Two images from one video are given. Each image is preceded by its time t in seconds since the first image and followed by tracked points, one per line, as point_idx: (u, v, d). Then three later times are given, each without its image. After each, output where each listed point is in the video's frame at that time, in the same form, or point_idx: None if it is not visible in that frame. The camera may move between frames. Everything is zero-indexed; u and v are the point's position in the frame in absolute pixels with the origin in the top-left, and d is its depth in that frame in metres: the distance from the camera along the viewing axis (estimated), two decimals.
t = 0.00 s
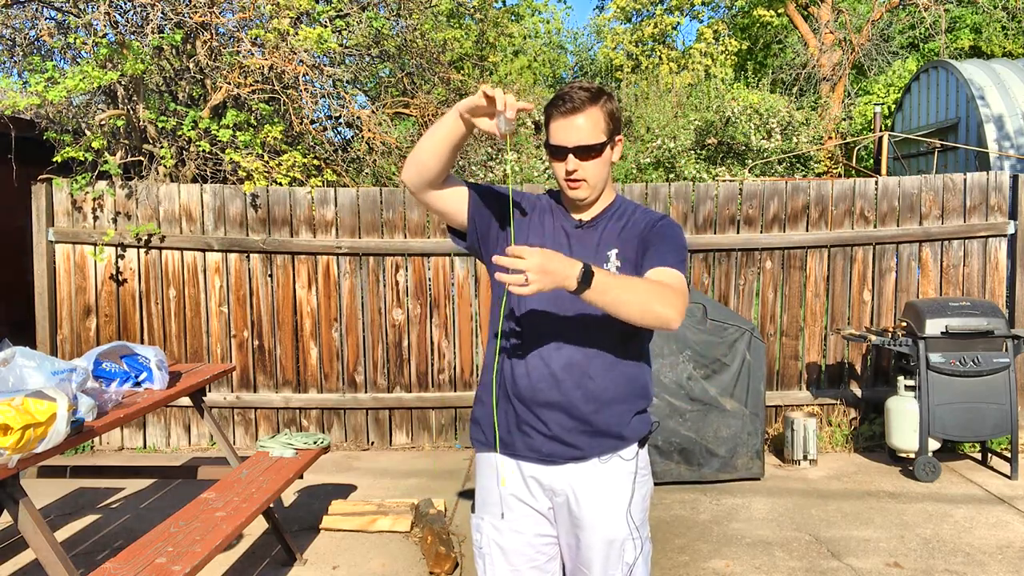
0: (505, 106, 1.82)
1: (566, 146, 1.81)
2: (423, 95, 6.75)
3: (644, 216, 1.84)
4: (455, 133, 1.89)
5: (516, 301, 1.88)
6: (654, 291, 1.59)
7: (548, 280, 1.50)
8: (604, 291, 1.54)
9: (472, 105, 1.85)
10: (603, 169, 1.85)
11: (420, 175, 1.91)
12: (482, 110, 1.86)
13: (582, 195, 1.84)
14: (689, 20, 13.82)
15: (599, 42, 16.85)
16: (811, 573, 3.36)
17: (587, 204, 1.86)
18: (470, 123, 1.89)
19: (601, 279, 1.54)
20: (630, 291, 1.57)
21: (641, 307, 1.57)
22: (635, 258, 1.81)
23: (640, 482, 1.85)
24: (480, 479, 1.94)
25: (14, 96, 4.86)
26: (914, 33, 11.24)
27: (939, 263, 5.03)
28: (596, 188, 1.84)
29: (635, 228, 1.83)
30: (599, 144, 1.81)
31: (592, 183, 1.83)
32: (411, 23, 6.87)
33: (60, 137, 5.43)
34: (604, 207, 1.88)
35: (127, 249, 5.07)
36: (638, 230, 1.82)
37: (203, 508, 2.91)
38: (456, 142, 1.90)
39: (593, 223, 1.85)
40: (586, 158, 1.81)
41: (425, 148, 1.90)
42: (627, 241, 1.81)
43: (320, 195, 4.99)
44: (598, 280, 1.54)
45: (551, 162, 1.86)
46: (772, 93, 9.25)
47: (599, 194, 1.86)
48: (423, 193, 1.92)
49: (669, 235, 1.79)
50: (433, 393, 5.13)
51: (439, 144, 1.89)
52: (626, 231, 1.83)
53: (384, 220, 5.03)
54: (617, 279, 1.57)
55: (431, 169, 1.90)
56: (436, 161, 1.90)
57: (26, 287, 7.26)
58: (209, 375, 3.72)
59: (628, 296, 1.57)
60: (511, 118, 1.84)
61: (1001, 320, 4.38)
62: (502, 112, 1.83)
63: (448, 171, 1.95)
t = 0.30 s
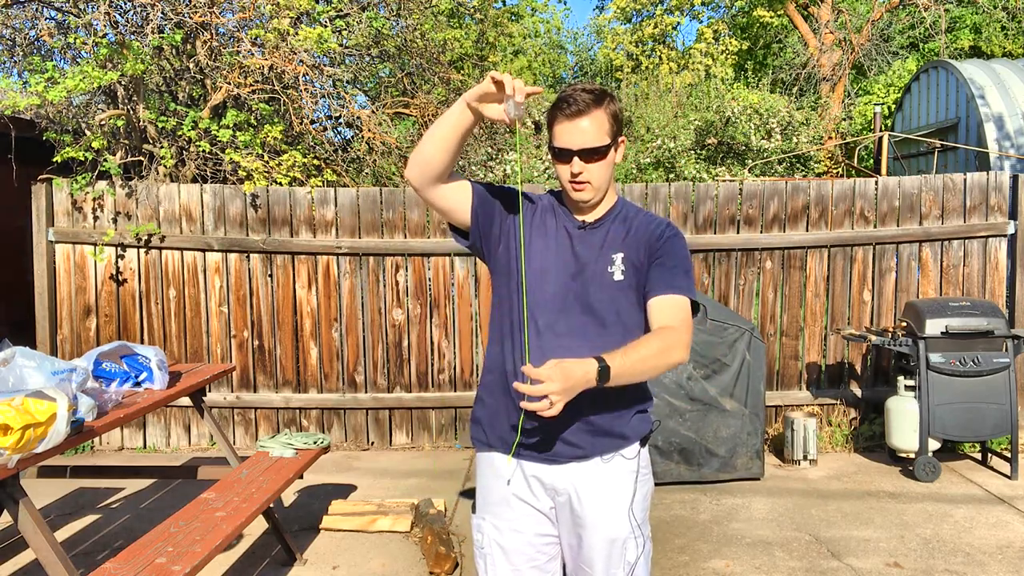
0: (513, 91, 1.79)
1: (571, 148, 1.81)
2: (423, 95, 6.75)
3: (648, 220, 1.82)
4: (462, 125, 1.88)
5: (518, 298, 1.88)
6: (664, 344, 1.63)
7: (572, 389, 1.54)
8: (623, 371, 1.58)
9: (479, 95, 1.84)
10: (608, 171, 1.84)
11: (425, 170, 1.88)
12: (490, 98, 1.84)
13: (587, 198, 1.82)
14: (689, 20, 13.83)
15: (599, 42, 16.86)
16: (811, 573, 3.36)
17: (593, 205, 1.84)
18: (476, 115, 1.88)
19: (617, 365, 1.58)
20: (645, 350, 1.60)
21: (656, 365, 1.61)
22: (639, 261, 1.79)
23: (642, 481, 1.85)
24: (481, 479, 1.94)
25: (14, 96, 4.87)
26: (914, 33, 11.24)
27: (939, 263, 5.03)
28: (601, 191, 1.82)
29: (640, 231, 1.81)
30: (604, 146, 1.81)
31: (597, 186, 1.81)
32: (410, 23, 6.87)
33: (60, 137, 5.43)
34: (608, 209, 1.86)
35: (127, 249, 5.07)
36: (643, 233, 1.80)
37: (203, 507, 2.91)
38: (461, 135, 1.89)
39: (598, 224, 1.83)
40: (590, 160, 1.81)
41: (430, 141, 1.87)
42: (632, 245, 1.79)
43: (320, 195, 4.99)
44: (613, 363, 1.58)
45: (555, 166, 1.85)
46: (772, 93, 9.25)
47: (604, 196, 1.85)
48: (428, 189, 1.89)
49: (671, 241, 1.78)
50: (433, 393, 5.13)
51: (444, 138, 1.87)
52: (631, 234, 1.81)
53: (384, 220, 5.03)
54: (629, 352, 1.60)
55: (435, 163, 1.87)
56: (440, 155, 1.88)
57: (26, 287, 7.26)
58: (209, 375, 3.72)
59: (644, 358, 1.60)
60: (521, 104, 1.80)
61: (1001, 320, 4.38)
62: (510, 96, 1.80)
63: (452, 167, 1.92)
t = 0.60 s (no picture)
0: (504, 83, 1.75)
1: (578, 145, 1.81)
2: (423, 95, 6.75)
3: (650, 223, 1.84)
4: (459, 122, 1.86)
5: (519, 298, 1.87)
6: (685, 356, 1.70)
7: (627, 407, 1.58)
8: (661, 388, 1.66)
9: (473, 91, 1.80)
10: (612, 171, 1.85)
11: (426, 167, 1.87)
12: (481, 93, 1.80)
13: (591, 196, 1.82)
14: (689, 20, 13.83)
15: (599, 42, 16.86)
16: (811, 573, 3.36)
17: (596, 204, 1.84)
18: (473, 111, 1.85)
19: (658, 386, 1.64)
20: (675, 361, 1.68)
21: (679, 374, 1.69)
22: (641, 262, 1.81)
23: (643, 480, 1.85)
24: (483, 479, 1.93)
25: (14, 96, 4.87)
26: (914, 33, 11.24)
27: (939, 263, 5.03)
28: (604, 190, 1.83)
29: (642, 233, 1.82)
30: (610, 145, 1.81)
31: (601, 184, 1.81)
32: (410, 23, 6.87)
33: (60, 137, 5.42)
34: (610, 209, 1.86)
35: (127, 249, 5.07)
36: (645, 236, 1.82)
37: (203, 508, 2.91)
38: (459, 132, 1.86)
39: (602, 225, 1.83)
40: (595, 159, 1.81)
41: (429, 139, 1.86)
42: (635, 247, 1.80)
43: (320, 195, 4.99)
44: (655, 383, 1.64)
45: (559, 163, 1.85)
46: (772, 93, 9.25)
47: (607, 195, 1.85)
48: (428, 186, 1.88)
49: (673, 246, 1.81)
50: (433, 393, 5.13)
51: (443, 135, 1.85)
52: (633, 236, 1.82)
53: (384, 220, 5.03)
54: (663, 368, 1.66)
55: (434, 160, 1.86)
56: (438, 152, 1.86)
57: (26, 287, 7.26)
58: (209, 375, 3.72)
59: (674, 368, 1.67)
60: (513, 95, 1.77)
61: (1001, 320, 4.38)
62: (501, 88, 1.76)
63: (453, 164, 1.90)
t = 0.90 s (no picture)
0: (491, 72, 1.76)
1: (579, 135, 1.82)
2: (423, 95, 6.75)
3: (650, 223, 1.85)
4: (450, 120, 1.86)
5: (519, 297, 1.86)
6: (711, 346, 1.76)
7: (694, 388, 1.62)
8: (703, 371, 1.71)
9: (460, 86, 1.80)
10: (612, 164, 1.86)
11: (422, 169, 1.86)
12: (469, 85, 1.80)
13: (592, 186, 1.82)
14: (689, 20, 13.83)
15: (599, 42, 16.86)
16: (811, 573, 3.36)
17: (597, 196, 1.84)
18: (462, 107, 1.85)
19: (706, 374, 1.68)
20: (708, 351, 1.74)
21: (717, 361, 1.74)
22: (641, 262, 1.82)
23: (642, 481, 1.85)
24: (482, 478, 1.93)
25: (14, 96, 4.87)
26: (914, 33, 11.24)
27: (939, 263, 5.03)
28: (605, 181, 1.83)
29: (642, 234, 1.83)
30: (611, 136, 1.83)
31: (602, 175, 1.82)
32: (410, 23, 6.88)
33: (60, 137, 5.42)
34: (609, 204, 1.87)
35: (127, 249, 5.07)
36: (645, 237, 1.83)
37: (203, 508, 2.91)
38: (451, 129, 1.86)
39: (602, 221, 1.84)
40: (596, 148, 1.82)
41: (421, 140, 1.85)
42: (635, 248, 1.81)
43: (320, 195, 4.99)
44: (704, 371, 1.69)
45: (560, 154, 1.85)
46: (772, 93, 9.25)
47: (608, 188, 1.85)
48: (424, 190, 1.88)
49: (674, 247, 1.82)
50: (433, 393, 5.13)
51: (436, 134, 1.85)
52: (633, 236, 1.83)
53: (384, 220, 5.03)
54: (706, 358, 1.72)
55: (430, 161, 1.85)
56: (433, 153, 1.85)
57: (26, 287, 7.27)
58: (209, 375, 3.72)
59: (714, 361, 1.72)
60: (499, 81, 1.78)
61: (1001, 320, 4.38)
62: (488, 78, 1.76)
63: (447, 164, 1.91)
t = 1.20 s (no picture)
0: (494, 73, 1.77)
1: (569, 142, 1.82)
2: (423, 95, 6.75)
3: (650, 223, 1.85)
4: (451, 120, 1.86)
5: (519, 297, 1.86)
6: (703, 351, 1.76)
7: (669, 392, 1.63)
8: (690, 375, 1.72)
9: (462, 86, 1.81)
10: (606, 168, 1.85)
11: (423, 169, 1.86)
12: (471, 85, 1.81)
13: (584, 194, 1.82)
14: (689, 20, 13.83)
15: (599, 42, 16.85)
16: (811, 573, 3.36)
17: (592, 202, 1.84)
18: (464, 107, 1.86)
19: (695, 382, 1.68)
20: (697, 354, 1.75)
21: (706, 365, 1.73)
22: (641, 263, 1.82)
23: (642, 480, 1.85)
24: (483, 478, 1.93)
25: (14, 96, 4.87)
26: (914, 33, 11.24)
27: (939, 263, 5.03)
28: (598, 188, 1.82)
29: (642, 234, 1.83)
30: (602, 143, 1.82)
31: (594, 182, 1.81)
32: (410, 23, 6.88)
33: (60, 137, 5.43)
34: (608, 207, 1.86)
35: (127, 249, 5.07)
36: (646, 237, 1.83)
37: (203, 508, 2.91)
38: (452, 129, 1.86)
39: (598, 225, 1.84)
40: (586, 156, 1.82)
41: (423, 139, 1.85)
42: (634, 248, 1.81)
43: (320, 195, 4.99)
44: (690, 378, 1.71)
45: (554, 161, 1.86)
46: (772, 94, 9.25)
47: (604, 193, 1.85)
48: (426, 189, 1.87)
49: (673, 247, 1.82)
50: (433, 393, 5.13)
51: (437, 133, 1.85)
52: (633, 237, 1.83)
53: (384, 220, 5.03)
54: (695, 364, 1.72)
55: (432, 161, 1.85)
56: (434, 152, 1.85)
57: (26, 287, 7.27)
58: (209, 375, 3.72)
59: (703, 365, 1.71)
60: (503, 82, 1.79)
61: (1001, 320, 4.38)
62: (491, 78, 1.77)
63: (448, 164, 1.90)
